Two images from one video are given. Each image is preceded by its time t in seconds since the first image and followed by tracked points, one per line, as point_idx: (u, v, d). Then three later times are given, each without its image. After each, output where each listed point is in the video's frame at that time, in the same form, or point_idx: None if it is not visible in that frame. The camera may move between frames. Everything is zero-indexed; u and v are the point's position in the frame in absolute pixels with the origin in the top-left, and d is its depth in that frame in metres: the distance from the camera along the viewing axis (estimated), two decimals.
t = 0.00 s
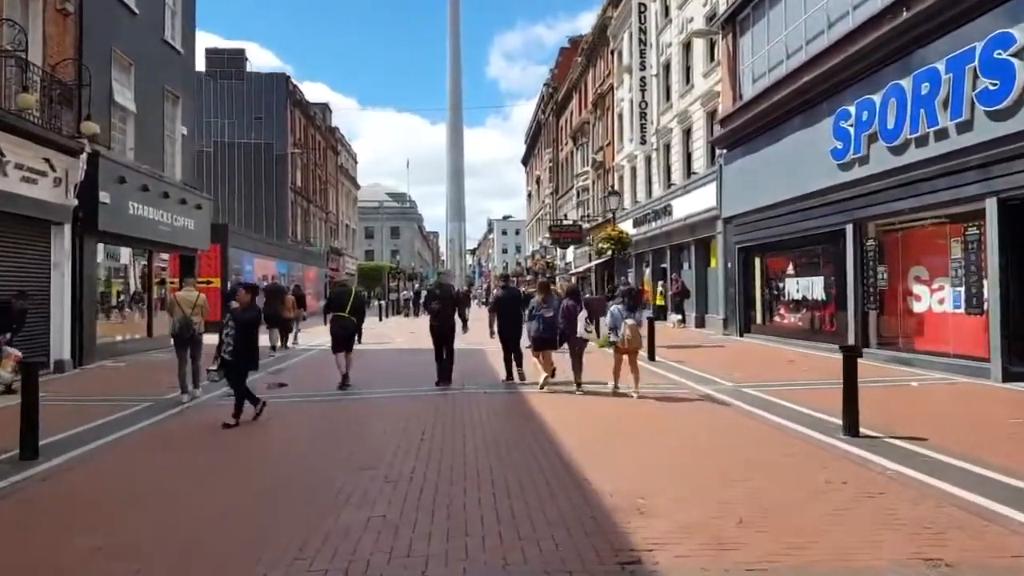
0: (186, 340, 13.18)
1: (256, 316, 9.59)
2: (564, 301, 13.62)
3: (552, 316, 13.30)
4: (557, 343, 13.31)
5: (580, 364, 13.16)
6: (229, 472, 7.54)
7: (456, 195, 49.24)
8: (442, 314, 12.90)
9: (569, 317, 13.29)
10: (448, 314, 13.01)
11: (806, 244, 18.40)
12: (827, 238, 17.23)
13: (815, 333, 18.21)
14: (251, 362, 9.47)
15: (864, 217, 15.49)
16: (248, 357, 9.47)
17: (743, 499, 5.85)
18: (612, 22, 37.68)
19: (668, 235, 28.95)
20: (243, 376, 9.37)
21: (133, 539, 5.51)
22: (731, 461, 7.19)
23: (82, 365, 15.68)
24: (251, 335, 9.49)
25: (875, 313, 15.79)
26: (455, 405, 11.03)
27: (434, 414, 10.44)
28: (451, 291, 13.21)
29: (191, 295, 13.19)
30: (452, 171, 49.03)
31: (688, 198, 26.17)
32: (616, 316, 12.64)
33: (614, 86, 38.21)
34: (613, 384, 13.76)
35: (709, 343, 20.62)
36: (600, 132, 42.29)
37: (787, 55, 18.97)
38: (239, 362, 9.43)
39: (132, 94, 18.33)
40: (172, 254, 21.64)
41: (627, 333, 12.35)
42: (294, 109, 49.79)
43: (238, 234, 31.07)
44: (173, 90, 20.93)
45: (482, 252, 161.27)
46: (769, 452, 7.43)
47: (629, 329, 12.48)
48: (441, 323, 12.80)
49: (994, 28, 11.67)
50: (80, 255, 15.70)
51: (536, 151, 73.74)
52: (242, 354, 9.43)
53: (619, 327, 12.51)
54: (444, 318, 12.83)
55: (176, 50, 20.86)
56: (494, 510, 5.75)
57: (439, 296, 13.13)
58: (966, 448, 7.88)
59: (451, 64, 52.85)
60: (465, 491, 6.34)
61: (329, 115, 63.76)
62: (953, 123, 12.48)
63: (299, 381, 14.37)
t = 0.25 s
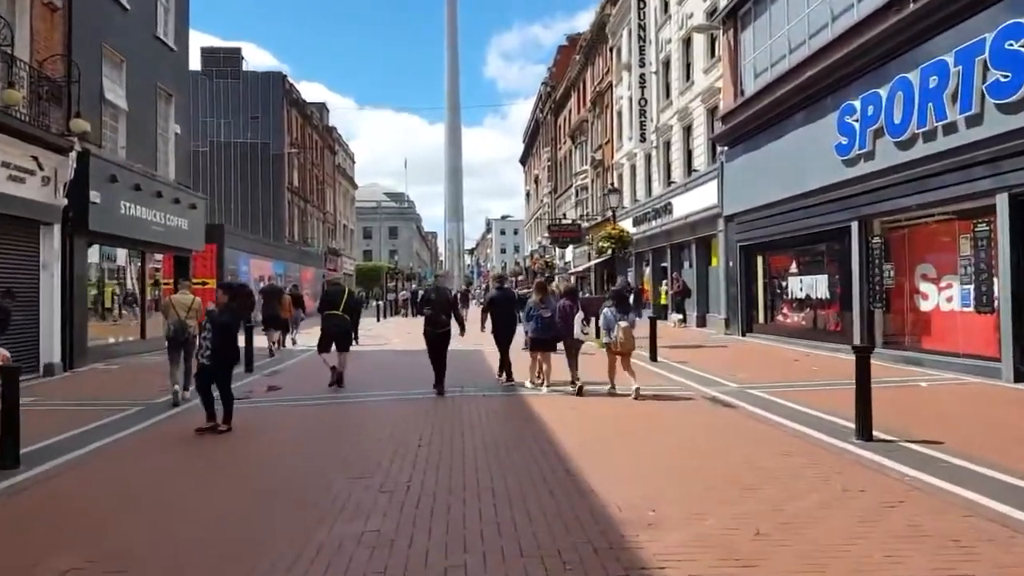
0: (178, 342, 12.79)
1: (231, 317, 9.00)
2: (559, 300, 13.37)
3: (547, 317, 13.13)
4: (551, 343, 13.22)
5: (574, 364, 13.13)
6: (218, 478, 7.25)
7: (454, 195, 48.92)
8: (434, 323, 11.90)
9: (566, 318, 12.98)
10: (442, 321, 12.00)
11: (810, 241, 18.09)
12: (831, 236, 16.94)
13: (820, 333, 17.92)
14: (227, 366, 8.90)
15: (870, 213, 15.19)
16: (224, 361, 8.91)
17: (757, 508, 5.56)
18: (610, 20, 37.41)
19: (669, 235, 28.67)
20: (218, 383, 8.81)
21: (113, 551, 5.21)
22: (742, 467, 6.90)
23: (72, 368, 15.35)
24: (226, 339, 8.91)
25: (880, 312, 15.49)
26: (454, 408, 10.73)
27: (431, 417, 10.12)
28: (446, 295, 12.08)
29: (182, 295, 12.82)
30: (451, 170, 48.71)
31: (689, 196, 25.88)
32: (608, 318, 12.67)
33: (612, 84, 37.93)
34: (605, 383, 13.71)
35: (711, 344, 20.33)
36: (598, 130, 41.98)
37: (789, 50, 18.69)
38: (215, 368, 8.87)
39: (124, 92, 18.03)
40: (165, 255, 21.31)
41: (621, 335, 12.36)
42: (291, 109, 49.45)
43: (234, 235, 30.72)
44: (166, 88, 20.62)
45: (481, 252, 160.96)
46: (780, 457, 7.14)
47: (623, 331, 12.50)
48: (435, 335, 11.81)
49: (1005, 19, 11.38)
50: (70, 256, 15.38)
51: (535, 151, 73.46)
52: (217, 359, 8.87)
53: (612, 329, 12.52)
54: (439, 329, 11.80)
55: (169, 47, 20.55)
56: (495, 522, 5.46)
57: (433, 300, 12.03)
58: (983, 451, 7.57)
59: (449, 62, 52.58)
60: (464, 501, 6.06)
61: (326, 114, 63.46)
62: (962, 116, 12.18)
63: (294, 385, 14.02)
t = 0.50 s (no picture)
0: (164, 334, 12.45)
1: (201, 321, 8.45)
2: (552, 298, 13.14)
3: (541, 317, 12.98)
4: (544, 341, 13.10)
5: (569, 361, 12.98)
6: (199, 484, 6.85)
7: (451, 193, 48.55)
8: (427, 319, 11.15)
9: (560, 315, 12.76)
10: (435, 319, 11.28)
11: (814, 239, 17.74)
12: (836, 233, 16.57)
13: (823, 332, 17.58)
14: (194, 373, 8.41)
15: (877, 210, 14.84)
16: (191, 368, 8.41)
17: (775, 521, 5.18)
18: (609, 16, 37.05)
19: (669, 233, 28.33)
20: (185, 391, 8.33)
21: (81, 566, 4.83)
22: (754, 475, 6.52)
23: (59, 368, 14.96)
24: (194, 344, 8.39)
25: (888, 312, 15.11)
26: (449, 409, 10.36)
27: (426, 419, 9.75)
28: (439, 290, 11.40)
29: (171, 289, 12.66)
30: (448, 169, 48.32)
31: (689, 194, 25.51)
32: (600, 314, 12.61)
33: (611, 81, 37.57)
34: (600, 382, 13.52)
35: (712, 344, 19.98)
36: (597, 128, 41.61)
37: (794, 44, 18.32)
38: (182, 375, 8.38)
39: (113, 86, 17.63)
40: (157, 253, 20.92)
41: (616, 331, 12.22)
42: (287, 106, 49.04)
43: (228, 233, 30.31)
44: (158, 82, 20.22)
45: (479, 251, 160.57)
46: (794, 463, 6.77)
47: (615, 326, 12.46)
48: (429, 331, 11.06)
49: (1019, 9, 11.03)
50: (57, 253, 14.99)
51: (533, 149, 73.10)
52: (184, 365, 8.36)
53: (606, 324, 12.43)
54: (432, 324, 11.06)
55: (160, 41, 20.15)
56: (492, 536, 5.08)
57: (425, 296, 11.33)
58: (1003, 456, 7.22)
59: (447, 60, 52.18)
60: (459, 512, 5.66)
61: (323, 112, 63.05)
62: (975, 110, 11.84)
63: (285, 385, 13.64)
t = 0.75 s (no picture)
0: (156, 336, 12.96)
1: (166, 323, 7.87)
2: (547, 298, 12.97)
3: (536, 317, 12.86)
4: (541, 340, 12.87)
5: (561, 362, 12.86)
6: (184, 493, 6.50)
7: (450, 193, 48.25)
8: (420, 326, 10.38)
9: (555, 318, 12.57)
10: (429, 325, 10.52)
11: (819, 240, 17.43)
12: (842, 234, 16.25)
13: (828, 335, 17.28)
14: (159, 378, 7.87)
15: (885, 211, 14.53)
16: (155, 372, 7.86)
17: (794, 541, 4.85)
18: (610, 15, 36.74)
19: (670, 233, 28.04)
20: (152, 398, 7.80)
21: None
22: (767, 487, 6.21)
23: (47, 368, 14.62)
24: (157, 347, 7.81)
25: (895, 314, 14.80)
26: (446, 413, 10.04)
27: (422, 423, 9.43)
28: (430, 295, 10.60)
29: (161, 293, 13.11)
30: (447, 168, 47.99)
31: (691, 194, 25.20)
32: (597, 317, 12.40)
33: (612, 80, 37.26)
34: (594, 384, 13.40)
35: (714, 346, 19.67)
36: (597, 128, 41.30)
37: (799, 42, 18.01)
38: (144, 378, 7.79)
39: (106, 81, 17.29)
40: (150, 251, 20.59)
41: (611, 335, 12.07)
42: (285, 104, 48.69)
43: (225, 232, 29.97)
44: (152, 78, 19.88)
45: (478, 251, 160.26)
46: (807, 474, 6.46)
47: (613, 330, 12.20)
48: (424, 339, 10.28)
49: None
50: (46, 251, 14.65)
51: (532, 149, 72.80)
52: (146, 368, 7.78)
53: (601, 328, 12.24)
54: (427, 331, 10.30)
55: (155, 36, 19.81)
56: (490, 556, 4.74)
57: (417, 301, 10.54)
58: None
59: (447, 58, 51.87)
60: (456, 525, 5.34)
61: (321, 111, 62.71)
62: (988, 109, 11.53)
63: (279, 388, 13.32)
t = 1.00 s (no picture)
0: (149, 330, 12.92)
1: (130, 319, 7.30)
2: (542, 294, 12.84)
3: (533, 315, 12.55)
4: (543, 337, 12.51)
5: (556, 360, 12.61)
6: (169, 501, 6.10)
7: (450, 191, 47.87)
8: (411, 325, 9.37)
9: (552, 313, 12.39)
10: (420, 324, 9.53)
11: (826, 236, 17.07)
12: (852, 231, 15.89)
13: (836, 334, 16.93)
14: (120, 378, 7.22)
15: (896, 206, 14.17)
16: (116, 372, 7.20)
17: (826, 555, 4.48)
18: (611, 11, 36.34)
19: (672, 231, 27.68)
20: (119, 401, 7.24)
21: None
22: (789, 494, 5.83)
23: (36, 367, 14.22)
24: (125, 346, 7.25)
25: (906, 313, 14.44)
26: (446, 413, 9.66)
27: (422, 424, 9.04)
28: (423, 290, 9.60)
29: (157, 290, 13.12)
30: (446, 166, 47.59)
31: (694, 191, 24.83)
32: (595, 311, 12.25)
33: (613, 76, 36.88)
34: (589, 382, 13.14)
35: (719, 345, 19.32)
36: (598, 125, 40.91)
37: (807, 35, 17.63)
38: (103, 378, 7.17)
39: (99, 72, 16.90)
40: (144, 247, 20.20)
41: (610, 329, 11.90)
42: (283, 101, 48.26)
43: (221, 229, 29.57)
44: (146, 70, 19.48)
45: (476, 250, 159.87)
46: (831, 481, 6.08)
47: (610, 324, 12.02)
48: (416, 340, 9.30)
49: None
50: (34, 247, 14.24)
51: (532, 147, 72.40)
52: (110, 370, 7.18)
53: (599, 321, 12.05)
54: (419, 331, 9.32)
55: (149, 28, 19.40)
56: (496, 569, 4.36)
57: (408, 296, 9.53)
58: None
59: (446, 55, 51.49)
60: (458, 534, 4.96)
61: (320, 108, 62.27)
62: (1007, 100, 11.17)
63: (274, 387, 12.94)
